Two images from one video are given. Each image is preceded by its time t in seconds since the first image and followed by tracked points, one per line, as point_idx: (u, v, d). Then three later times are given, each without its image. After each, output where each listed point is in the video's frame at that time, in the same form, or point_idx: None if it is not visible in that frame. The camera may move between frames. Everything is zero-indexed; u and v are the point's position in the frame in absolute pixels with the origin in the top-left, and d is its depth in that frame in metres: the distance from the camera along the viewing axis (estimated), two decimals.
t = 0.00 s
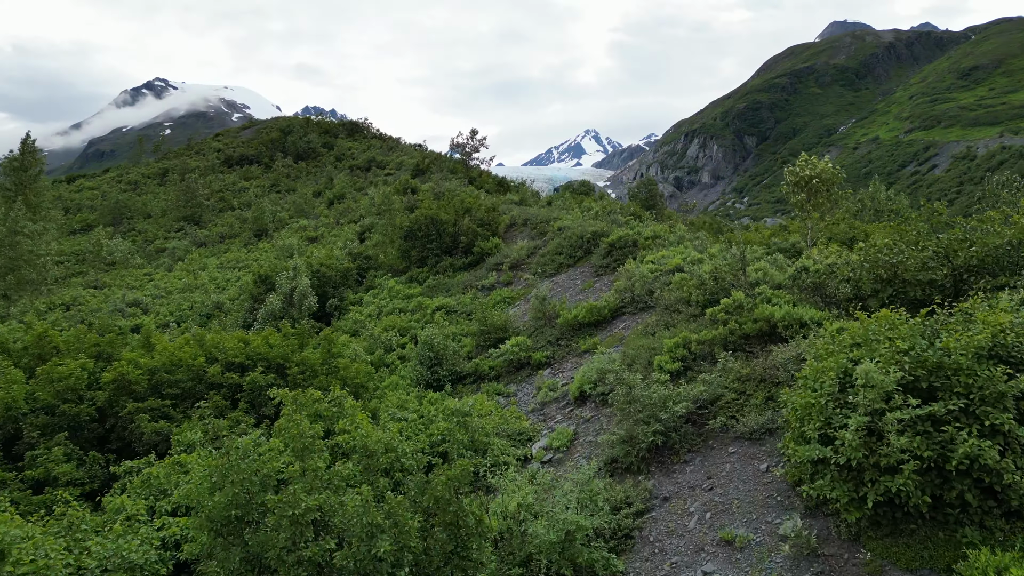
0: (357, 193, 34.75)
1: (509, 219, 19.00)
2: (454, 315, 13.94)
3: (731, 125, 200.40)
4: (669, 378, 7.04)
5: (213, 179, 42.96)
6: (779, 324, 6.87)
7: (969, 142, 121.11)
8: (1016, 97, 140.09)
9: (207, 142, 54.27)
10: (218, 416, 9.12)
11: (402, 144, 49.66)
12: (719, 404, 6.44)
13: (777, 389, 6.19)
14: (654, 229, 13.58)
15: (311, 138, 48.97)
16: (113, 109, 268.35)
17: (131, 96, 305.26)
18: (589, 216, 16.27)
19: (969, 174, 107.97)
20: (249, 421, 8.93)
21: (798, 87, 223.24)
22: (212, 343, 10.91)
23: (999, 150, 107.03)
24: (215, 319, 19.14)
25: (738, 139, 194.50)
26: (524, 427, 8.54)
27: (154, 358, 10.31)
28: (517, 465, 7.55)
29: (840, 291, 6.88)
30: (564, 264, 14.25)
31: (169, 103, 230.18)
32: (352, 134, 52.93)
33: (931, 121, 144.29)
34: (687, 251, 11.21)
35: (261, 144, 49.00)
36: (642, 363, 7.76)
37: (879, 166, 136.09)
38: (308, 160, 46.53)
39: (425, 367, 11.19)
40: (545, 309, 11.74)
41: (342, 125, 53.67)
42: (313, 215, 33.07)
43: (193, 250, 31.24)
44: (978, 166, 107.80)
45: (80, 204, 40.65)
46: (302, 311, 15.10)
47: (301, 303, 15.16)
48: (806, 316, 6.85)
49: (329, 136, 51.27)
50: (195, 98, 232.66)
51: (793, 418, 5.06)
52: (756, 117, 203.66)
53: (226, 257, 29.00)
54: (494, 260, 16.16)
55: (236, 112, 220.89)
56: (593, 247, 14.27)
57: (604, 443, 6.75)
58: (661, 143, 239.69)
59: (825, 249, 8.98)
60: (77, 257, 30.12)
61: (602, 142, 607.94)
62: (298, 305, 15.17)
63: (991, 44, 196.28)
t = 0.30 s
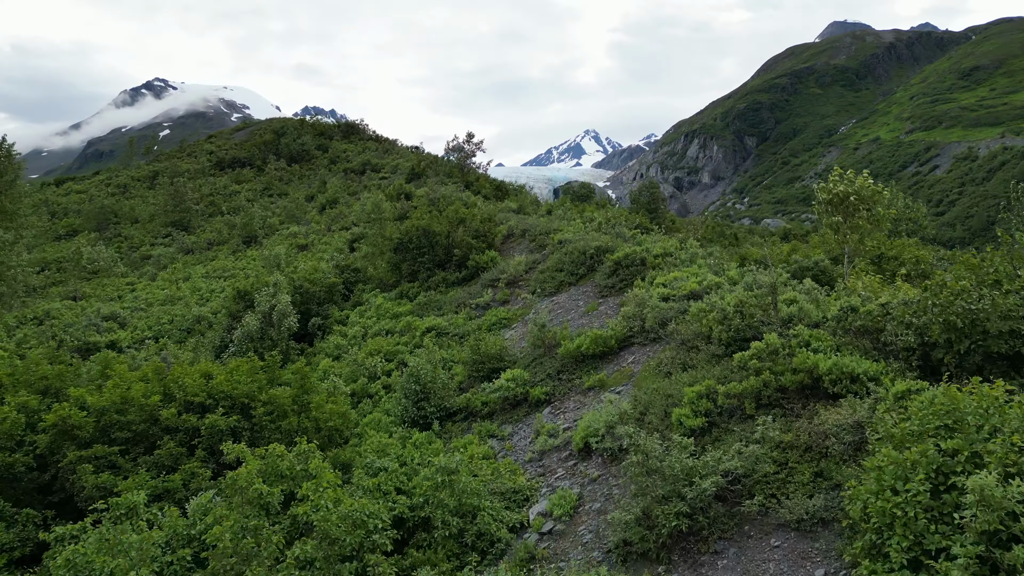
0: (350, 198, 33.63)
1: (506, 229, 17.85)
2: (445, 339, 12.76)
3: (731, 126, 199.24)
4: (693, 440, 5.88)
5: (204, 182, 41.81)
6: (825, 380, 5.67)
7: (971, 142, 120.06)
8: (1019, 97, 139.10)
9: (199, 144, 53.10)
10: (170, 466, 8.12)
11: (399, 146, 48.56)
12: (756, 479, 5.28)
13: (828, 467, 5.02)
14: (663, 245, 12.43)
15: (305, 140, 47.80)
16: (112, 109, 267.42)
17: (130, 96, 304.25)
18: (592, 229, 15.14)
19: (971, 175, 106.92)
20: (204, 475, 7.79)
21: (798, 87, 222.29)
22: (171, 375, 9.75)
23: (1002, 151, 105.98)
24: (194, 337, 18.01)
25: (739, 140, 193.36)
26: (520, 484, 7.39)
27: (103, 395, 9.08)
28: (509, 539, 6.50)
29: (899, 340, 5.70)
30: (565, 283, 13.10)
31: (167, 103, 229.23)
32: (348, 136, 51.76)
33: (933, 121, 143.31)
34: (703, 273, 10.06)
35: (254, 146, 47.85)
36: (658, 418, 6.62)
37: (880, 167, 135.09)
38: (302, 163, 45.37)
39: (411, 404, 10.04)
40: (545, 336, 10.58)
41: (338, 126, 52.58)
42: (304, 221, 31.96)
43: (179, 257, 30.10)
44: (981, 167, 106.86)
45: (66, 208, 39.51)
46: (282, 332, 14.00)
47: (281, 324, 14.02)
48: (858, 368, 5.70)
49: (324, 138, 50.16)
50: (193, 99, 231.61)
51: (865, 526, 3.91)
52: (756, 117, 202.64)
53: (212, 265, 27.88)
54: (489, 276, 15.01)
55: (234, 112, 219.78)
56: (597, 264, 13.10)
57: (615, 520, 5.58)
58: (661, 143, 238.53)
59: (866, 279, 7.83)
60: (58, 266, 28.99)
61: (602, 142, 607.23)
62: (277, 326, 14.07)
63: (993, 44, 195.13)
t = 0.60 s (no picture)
0: (343, 203, 32.56)
1: (504, 242, 16.72)
2: (435, 366, 11.61)
3: (732, 126, 198.27)
4: (730, 537, 4.68)
5: (194, 186, 40.70)
6: (898, 465, 4.49)
7: (972, 143, 119.15)
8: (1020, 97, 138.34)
9: (190, 146, 51.95)
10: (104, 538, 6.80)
11: (395, 148, 47.53)
12: None
13: None
14: (676, 265, 11.30)
15: (299, 142, 46.67)
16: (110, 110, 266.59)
17: (129, 96, 303.73)
18: (596, 244, 14.03)
19: (973, 176, 106.02)
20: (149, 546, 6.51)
21: (799, 88, 221.49)
22: (120, 419, 8.51)
23: (1004, 152, 105.17)
24: (170, 357, 16.88)
25: (740, 141, 192.34)
26: (517, 560, 6.18)
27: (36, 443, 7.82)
28: None
29: (992, 416, 4.51)
30: (567, 305, 11.93)
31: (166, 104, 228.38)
32: (343, 139, 50.64)
33: (934, 122, 142.55)
34: (724, 303, 8.93)
35: (246, 149, 46.75)
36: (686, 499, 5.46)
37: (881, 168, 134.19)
38: (295, 166, 44.24)
39: (393, 449, 8.89)
40: (545, 370, 9.46)
41: (333, 129, 51.57)
42: (295, 228, 30.83)
43: (164, 265, 28.97)
44: (983, 168, 106.03)
45: (52, 213, 38.36)
46: (259, 356, 12.85)
47: (257, 349, 12.90)
48: (946, 452, 4.47)
49: (319, 141, 49.11)
50: (191, 99, 230.72)
51: None
52: (756, 118, 201.82)
53: (198, 274, 26.75)
54: (484, 294, 13.88)
55: (232, 113, 218.52)
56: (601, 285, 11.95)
57: None
58: (661, 144, 237.50)
59: (923, 322, 6.65)
60: (38, 274, 27.86)
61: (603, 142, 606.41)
62: (254, 349, 12.92)
63: (993, 45, 194.36)
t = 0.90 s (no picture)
0: (335, 208, 31.49)
1: (500, 257, 15.55)
2: (422, 402, 10.45)
3: (732, 127, 197.12)
4: None
5: (183, 189, 39.60)
6: None
7: (974, 143, 118.21)
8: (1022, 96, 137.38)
9: (182, 148, 50.78)
10: None
11: (391, 151, 46.45)
12: None
13: None
14: (690, 289, 10.13)
15: (292, 144, 45.53)
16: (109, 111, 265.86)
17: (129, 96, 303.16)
18: (600, 261, 12.93)
19: (975, 176, 105.04)
20: None
21: (799, 88, 220.52)
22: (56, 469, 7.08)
23: (1005, 152, 104.25)
24: (142, 379, 15.76)
25: (740, 141, 191.26)
26: None
27: None
28: None
29: None
30: (569, 331, 10.79)
31: (164, 104, 227.56)
32: (338, 142, 49.45)
33: (935, 122, 141.61)
34: (749, 340, 7.82)
35: (239, 151, 45.67)
36: None
37: (882, 168, 133.17)
38: (288, 169, 43.06)
39: (371, 506, 7.73)
40: (544, 415, 8.20)
41: (328, 131, 50.53)
42: (285, 234, 29.74)
43: (148, 274, 27.86)
44: (984, 169, 105.13)
45: (36, 217, 37.26)
46: (230, 385, 11.68)
47: (228, 376, 11.80)
48: None
49: (313, 143, 48.04)
50: (190, 100, 229.77)
51: None
52: (757, 119, 200.91)
53: (182, 284, 25.64)
54: (478, 315, 12.76)
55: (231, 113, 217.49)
56: (607, 310, 10.75)
57: None
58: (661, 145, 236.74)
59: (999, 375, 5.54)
60: (16, 283, 26.74)
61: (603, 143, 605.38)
62: (225, 378, 11.75)
63: (995, 45, 193.40)
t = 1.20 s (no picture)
0: (327, 214, 30.38)
1: (496, 272, 14.36)
2: (405, 444, 9.26)
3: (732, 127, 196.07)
4: None
5: (172, 193, 38.49)
6: None
7: (975, 144, 117.30)
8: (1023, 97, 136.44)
9: (173, 150, 49.67)
10: None
11: (386, 153, 45.37)
12: None
13: None
14: (708, 319, 8.95)
15: (285, 146, 44.43)
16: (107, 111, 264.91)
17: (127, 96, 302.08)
18: (603, 281, 11.79)
19: (977, 176, 103.95)
20: None
21: (800, 89, 219.54)
22: None
23: (1007, 153, 103.33)
24: (109, 404, 14.60)
25: (740, 142, 190.05)
26: None
27: None
28: None
29: None
30: (569, 363, 9.63)
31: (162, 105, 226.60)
32: (332, 144, 48.26)
33: (937, 122, 140.69)
34: (782, 388, 6.68)
35: (231, 153, 44.54)
36: None
37: (883, 169, 132.15)
38: (280, 172, 41.95)
39: None
40: (543, 473, 6.97)
41: (323, 133, 49.46)
42: (274, 241, 28.60)
43: (129, 283, 26.70)
44: (986, 170, 104.24)
45: (19, 221, 36.12)
46: (195, 421, 10.52)
47: (193, 409, 10.63)
48: None
49: (307, 145, 46.95)
50: (188, 100, 228.76)
51: None
52: (757, 120, 200.00)
53: (164, 294, 24.50)
54: (470, 340, 11.61)
55: (230, 113, 218.39)
56: (614, 339, 9.55)
57: None
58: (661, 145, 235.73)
59: None
60: None
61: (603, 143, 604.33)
62: (190, 413, 10.58)
63: (996, 45, 192.35)
